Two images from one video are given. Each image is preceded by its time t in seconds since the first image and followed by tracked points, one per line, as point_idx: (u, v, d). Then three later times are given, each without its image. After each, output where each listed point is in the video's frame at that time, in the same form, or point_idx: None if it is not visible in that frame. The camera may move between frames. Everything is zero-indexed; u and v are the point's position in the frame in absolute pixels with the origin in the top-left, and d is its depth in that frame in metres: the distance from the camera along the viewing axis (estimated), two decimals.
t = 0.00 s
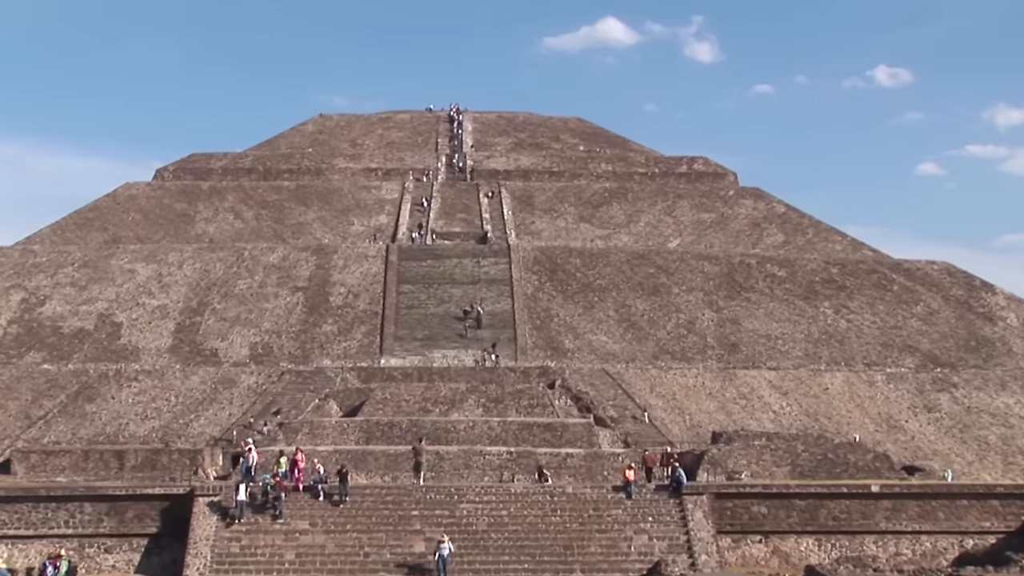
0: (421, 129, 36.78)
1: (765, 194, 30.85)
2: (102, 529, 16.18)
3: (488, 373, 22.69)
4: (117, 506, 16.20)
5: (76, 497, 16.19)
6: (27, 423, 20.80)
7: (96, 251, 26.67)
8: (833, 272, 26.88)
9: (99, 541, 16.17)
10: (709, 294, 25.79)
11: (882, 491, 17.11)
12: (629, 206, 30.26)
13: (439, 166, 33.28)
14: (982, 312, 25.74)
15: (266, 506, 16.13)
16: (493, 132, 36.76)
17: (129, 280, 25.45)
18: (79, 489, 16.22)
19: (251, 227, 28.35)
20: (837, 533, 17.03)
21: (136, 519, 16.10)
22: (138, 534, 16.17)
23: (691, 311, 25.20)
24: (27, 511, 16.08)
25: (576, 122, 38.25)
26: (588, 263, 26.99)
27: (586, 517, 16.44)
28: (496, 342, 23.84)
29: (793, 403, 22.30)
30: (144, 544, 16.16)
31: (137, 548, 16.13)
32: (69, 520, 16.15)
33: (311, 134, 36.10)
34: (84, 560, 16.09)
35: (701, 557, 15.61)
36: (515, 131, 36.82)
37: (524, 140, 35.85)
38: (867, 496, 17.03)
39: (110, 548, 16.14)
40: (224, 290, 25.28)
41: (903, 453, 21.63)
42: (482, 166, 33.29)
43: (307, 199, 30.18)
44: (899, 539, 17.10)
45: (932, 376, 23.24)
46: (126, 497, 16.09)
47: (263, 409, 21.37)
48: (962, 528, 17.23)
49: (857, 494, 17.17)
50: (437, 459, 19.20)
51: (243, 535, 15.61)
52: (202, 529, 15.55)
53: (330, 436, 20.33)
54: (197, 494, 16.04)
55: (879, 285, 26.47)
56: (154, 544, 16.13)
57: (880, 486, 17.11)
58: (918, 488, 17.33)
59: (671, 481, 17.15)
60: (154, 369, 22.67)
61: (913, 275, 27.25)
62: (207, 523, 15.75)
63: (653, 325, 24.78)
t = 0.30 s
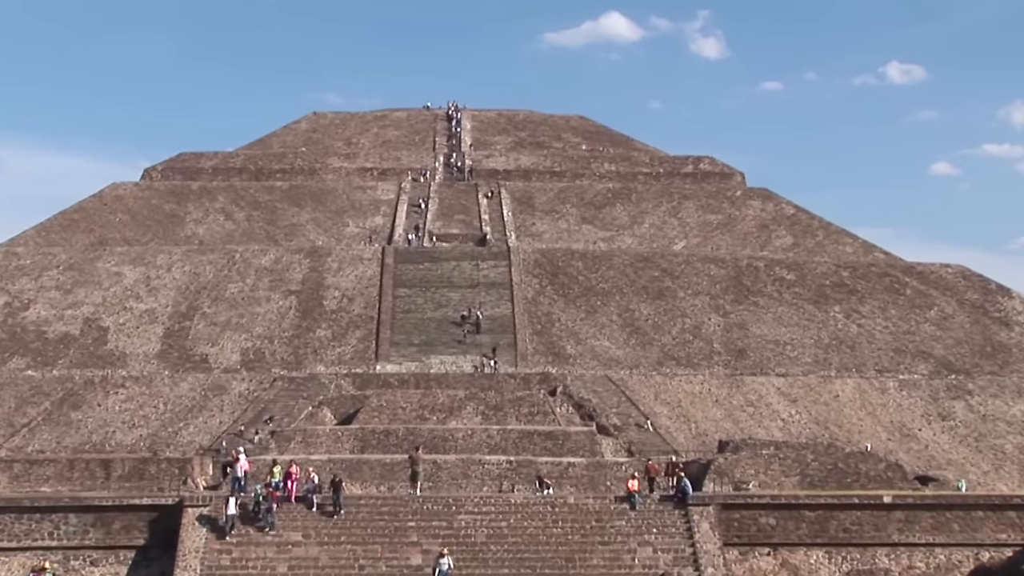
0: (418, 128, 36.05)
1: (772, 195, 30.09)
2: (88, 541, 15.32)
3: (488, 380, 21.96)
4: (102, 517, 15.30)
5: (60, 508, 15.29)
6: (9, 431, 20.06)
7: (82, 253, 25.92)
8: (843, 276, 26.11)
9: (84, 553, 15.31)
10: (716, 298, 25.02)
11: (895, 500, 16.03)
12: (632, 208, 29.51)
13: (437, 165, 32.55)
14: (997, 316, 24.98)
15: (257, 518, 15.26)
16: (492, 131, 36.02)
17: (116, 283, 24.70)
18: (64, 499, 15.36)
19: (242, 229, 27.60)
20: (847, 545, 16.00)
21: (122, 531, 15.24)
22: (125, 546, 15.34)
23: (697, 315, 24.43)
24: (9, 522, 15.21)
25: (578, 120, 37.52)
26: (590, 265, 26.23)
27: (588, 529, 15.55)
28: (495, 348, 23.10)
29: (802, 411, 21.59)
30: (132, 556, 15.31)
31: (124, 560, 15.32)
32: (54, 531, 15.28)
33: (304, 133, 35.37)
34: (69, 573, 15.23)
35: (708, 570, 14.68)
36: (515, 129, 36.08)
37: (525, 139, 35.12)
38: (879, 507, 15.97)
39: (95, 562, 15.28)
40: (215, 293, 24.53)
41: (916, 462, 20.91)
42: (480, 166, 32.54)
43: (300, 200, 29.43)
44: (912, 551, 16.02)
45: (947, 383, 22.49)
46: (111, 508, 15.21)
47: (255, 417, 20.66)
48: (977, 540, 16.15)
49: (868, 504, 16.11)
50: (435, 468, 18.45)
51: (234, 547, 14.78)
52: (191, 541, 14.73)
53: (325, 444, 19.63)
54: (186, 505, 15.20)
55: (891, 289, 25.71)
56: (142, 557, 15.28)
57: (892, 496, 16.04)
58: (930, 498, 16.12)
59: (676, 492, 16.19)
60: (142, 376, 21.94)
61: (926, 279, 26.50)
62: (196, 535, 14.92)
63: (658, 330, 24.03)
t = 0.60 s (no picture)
0: (415, 125, 35.31)
1: (780, 195, 29.34)
2: (72, 554, 14.51)
3: (487, 386, 21.25)
4: (88, 529, 14.52)
5: (44, 520, 14.49)
6: None
7: (66, 255, 25.17)
8: (855, 278, 25.37)
9: (68, 567, 14.50)
10: (723, 302, 24.27)
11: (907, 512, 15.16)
12: (636, 208, 28.77)
13: (434, 165, 31.84)
14: (1014, 320, 24.25)
15: (247, 529, 14.45)
16: (491, 129, 35.29)
17: (103, 286, 23.95)
18: (47, 509, 14.55)
19: (233, 230, 26.85)
20: (858, 558, 15.15)
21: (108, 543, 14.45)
22: (111, 558, 14.52)
23: (703, 320, 23.69)
24: None
25: (579, 118, 36.79)
26: (593, 268, 25.46)
27: (591, 540, 14.73)
28: (495, 353, 22.38)
29: (812, 419, 20.91)
30: (118, 569, 14.51)
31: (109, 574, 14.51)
32: (37, 544, 14.47)
33: (297, 131, 34.65)
34: None
35: None
36: (515, 127, 35.35)
37: (525, 137, 34.41)
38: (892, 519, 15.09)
39: None
40: (204, 297, 23.78)
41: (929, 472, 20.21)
42: (479, 165, 31.81)
43: (293, 200, 28.69)
44: (926, 564, 15.15)
45: (962, 390, 21.78)
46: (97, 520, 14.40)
47: (246, 425, 19.96)
48: (994, 552, 15.29)
49: (880, 515, 15.27)
50: (432, 477, 17.70)
51: (224, 561, 13.99)
52: (180, 552, 13.98)
53: (318, 452, 18.94)
54: (174, 515, 14.39)
55: (904, 292, 24.98)
56: (129, 570, 14.48)
57: (906, 507, 15.18)
58: (944, 508, 15.33)
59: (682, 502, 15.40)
60: (129, 382, 21.21)
61: (940, 282, 25.78)
62: (185, 546, 14.15)
63: (663, 334, 23.30)
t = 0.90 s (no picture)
0: (412, 123, 34.58)
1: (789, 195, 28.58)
2: (56, 567, 13.71)
3: (486, 393, 20.54)
4: (73, 539, 13.77)
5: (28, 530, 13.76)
6: None
7: (51, 256, 24.43)
8: (866, 281, 24.64)
9: None
10: (730, 305, 23.54)
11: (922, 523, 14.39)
12: (641, 208, 28.04)
13: (433, 163, 31.15)
14: None
15: (236, 539, 13.69)
16: (490, 126, 34.56)
17: (88, 289, 23.23)
18: (31, 520, 13.78)
19: (224, 230, 26.13)
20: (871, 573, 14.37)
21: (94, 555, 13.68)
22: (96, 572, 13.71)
23: (710, 324, 22.96)
24: None
25: (582, 115, 36.06)
26: (596, 270, 24.71)
27: (592, 552, 13.97)
28: (494, 358, 21.67)
29: (822, 427, 20.23)
30: None
31: None
32: (20, 556, 13.69)
33: (290, 128, 33.93)
34: None
35: None
36: (515, 125, 34.63)
37: (526, 135, 33.70)
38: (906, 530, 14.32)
39: None
40: (194, 300, 23.06)
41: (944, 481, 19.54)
42: (479, 164, 31.09)
43: (286, 200, 27.98)
44: None
45: (978, 396, 21.07)
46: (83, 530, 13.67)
47: (237, 433, 19.29)
48: (1011, 566, 14.55)
49: (894, 527, 14.53)
50: (429, 486, 16.98)
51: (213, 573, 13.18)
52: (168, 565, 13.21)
53: (312, 461, 18.26)
54: (163, 525, 13.66)
55: (917, 295, 24.26)
56: None
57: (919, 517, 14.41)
58: (959, 520, 14.59)
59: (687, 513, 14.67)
60: (115, 388, 20.50)
61: (955, 284, 25.06)
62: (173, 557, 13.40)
63: (668, 339, 22.57)
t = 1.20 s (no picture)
0: (409, 120, 33.86)
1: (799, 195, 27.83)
2: None
3: (485, 399, 19.85)
4: (58, 551, 13.07)
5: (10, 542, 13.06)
6: None
7: (35, 257, 23.71)
8: (879, 284, 23.92)
9: None
10: (738, 309, 22.81)
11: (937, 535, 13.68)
12: (645, 209, 27.33)
13: (430, 162, 30.44)
14: None
15: (226, 552, 12.99)
16: (490, 123, 33.84)
17: (73, 291, 22.52)
18: (14, 531, 13.12)
19: (214, 231, 25.43)
20: None
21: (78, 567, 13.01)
22: None
23: (717, 328, 22.24)
24: None
25: (584, 112, 35.35)
26: (599, 272, 23.99)
27: (596, 565, 13.23)
28: (494, 364, 20.98)
29: (833, 435, 19.56)
30: None
31: None
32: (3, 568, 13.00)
33: (282, 126, 33.22)
34: None
35: None
36: (515, 122, 33.91)
37: (526, 133, 32.99)
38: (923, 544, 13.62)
39: None
40: (183, 303, 22.35)
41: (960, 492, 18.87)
42: (478, 162, 30.37)
43: (279, 200, 27.28)
44: None
45: (995, 404, 20.37)
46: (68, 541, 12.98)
47: (228, 441, 18.62)
48: None
49: (907, 539, 13.79)
50: (426, 496, 16.20)
51: None
52: None
53: (305, 470, 17.56)
54: (149, 537, 12.96)
55: (932, 299, 23.55)
56: None
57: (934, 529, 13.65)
58: (976, 531, 13.86)
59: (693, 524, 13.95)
60: (101, 395, 19.81)
61: (970, 287, 24.34)
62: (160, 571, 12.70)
63: (674, 344, 21.85)
